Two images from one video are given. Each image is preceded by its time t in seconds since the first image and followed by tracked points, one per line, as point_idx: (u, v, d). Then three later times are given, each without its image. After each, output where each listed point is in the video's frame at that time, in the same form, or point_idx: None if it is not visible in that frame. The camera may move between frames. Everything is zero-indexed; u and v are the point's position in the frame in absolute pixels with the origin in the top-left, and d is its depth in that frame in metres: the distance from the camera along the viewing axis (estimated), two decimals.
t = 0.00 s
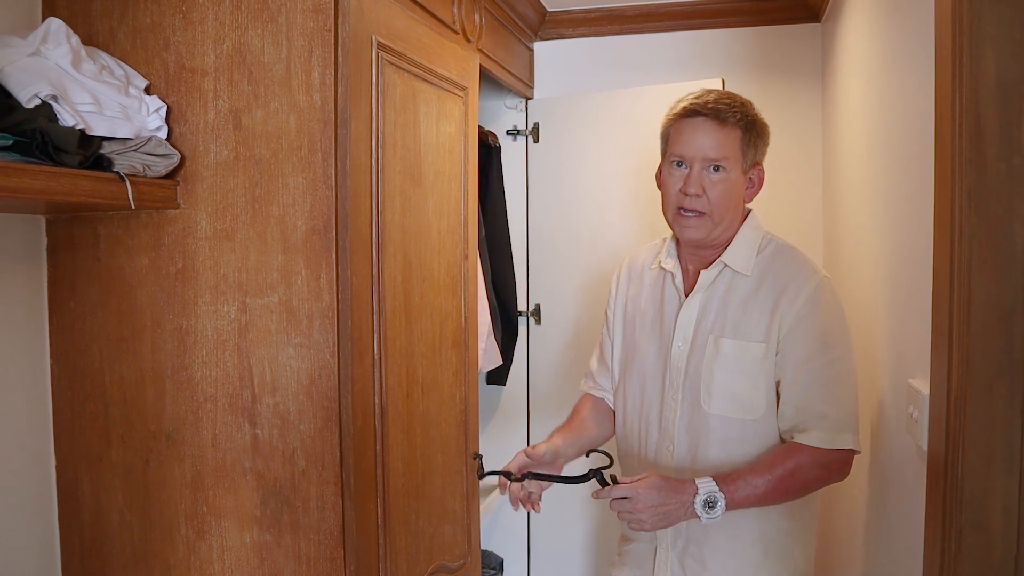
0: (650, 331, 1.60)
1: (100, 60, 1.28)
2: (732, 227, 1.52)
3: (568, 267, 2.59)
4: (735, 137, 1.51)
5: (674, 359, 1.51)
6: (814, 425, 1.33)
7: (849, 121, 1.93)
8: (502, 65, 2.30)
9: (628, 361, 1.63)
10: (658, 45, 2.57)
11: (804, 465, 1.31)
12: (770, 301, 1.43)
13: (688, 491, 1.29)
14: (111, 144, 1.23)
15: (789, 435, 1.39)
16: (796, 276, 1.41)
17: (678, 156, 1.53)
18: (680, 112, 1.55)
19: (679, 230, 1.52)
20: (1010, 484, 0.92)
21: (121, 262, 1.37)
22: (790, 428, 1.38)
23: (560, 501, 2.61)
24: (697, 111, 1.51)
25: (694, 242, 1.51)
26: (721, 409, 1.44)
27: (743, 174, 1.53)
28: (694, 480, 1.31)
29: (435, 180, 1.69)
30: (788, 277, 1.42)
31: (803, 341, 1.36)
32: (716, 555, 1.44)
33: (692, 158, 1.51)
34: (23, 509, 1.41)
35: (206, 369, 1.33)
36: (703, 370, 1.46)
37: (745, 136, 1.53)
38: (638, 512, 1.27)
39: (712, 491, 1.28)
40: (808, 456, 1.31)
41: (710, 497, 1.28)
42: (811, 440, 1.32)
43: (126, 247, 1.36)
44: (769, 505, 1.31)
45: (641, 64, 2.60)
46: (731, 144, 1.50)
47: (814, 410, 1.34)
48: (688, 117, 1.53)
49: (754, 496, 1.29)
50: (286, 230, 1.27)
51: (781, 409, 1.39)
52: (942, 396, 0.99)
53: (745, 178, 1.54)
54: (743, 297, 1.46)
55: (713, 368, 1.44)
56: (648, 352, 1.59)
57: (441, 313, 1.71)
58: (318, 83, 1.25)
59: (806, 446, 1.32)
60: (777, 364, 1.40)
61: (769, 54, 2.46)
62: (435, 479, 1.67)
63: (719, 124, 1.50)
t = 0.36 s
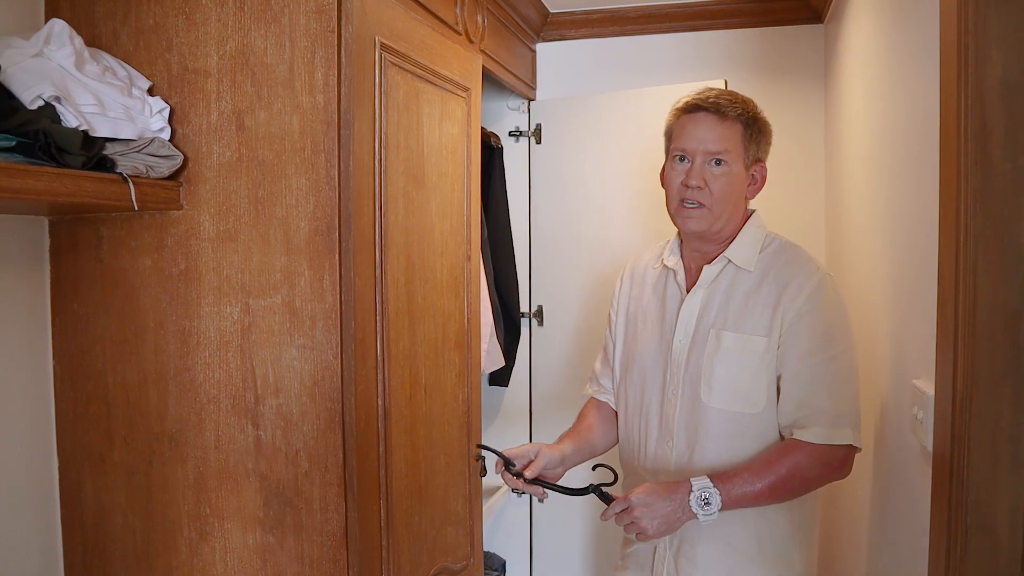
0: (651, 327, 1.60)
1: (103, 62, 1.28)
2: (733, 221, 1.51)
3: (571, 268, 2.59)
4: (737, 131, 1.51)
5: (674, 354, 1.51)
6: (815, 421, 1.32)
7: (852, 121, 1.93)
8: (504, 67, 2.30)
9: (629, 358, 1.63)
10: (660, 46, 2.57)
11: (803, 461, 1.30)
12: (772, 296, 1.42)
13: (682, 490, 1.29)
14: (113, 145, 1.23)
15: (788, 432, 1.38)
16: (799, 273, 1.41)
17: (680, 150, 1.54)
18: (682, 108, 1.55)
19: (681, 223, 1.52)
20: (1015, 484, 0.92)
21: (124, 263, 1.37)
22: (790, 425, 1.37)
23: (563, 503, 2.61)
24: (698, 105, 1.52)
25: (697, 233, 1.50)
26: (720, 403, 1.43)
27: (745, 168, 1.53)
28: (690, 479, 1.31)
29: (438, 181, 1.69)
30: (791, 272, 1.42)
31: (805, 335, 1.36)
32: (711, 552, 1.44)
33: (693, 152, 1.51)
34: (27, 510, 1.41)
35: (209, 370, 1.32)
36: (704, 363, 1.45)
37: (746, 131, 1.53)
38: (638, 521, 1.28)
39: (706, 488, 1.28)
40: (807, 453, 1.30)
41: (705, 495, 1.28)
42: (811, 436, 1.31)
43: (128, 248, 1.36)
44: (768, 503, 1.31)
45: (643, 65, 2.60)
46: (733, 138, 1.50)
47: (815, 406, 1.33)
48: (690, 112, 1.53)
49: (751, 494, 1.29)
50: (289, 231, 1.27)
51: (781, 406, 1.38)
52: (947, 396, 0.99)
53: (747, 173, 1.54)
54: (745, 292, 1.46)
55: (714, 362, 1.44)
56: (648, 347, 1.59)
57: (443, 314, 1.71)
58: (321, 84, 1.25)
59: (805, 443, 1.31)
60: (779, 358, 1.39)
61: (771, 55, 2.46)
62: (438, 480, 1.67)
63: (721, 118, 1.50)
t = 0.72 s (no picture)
0: (654, 325, 1.59)
1: (103, 61, 1.28)
2: (740, 221, 1.51)
3: (572, 268, 2.59)
4: (746, 131, 1.50)
5: (679, 352, 1.50)
6: (820, 420, 1.32)
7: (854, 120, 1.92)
8: (505, 67, 2.30)
9: (632, 356, 1.62)
10: (661, 46, 2.57)
11: (808, 460, 1.29)
12: (778, 295, 1.42)
13: (687, 488, 1.28)
14: (113, 145, 1.22)
15: (792, 432, 1.38)
16: (805, 272, 1.41)
17: (689, 149, 1.53)
18: (692, 106, 1.55)
19: (688, 222, 1.52)
20: (1019, 484, 0.91)
21: (123, 264, 1.36)
22: (794, 424, 1.37)
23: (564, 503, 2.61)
24: (708, 104, 1.51)
25: (704, 233, 1.50)
26: (724, 400, 1.43)
27: (754, 169, 1.52)
28: (694, 477, 1.30)
29: (439, 181, 1.68)
30: (798, 271, 1.42)
31: (811, 334, 1.36)
32: (710, 552, 1.43)
33: (703, 151, 1.51)
34: (27, 511, 1.40)
35: (209, 370, 1.32)
36: (708, 362, 1.45)
37: (756, 131, 1.52)
38: (644, 520, 1.28)
39: (710, 485, 1.27)
40: (813, 452, 1.30)
41: (710, 491, 1.27)
42: (817, 435, 1.30)
43: (128, 248, 1.36)
44: (772, 502, 1.30)
45: (644, 65, 2.59)
46: (742, 138, 1.50)
47: (820, 405, 1.33)
48: (700, 111, 1.53)
49: (756, 492, 1.28)
50: (289, 231, 1.27)
51: (786, 404, 1.38)
52: (951, 395, 0.98)
53: (755, 174, 1.54)
54: (750, 291, 1.45)
55: (718, 360, 1.44)
56: (652, 345, 1.58)
57: (444, 314, 1.70)
58: (321, 83, 1.24)
59: (811, 442, 1.30)
60: (784, 357, 1.38)
61: (773, 55, 2.46)
62: (439, 480, 1.66)
63: (730, 117, 1.50)
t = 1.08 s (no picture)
0: (661, 324, 1.59)
1: (102, 60, 1.27)
2: (747, 221, 1.50)
3: (573, 268, 2.58)
4: (755, 130, 1.50)
5: (682, 351, 1.50)
6: (821, 421, 1.31)
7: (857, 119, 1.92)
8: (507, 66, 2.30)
9: (639, 355, 1.62)
10: (663, 45, 2.56)
11: (806, 464, 1.29)
12: (781, 296, 1.41)
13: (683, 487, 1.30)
14: (113, 144, 1.22)
15: (792, 435, 1.37)
16: (809, 273, 1.40)
17: (699, 146, 1.52)
18: (703, 104, 1.54)
19: (696, 220, 1.52)
20: (1022, 486, 0.91)
21: (123, 263, 1.36)
22: (794, 427, 1.36)
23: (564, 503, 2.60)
24: (719, 102, 1.51)
25: (711, 230, 1.50)
26: (725, 401, 1.42)
27: (762, 169, 1.51)
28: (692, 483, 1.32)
29: (440, 180, 1.68)
30: (804, 273, 1.41)
31: (814, 336, 1.35)
32: (710, 553, 1.43)
33: (712, 148, 1.50)
34: (27, 510, 1.40)
35: (209, 370, 1.32)
36: (710, 362, 1.45)
37: (766, 130, 1.51)
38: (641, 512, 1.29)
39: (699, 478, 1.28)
40: (810, 455, 1.29)
41: (703, 484, 1.27)
42: (815, 438, 1.30)
43: (128, 248, 1.36)
44: (770, 505, 1.29)
45: (645, 64, 2.59)
46: (752, 137, 1.49)
47: (819, 407, 1.32)
48: (711, 108, 1.52)
49: (752, 496, 1.28)
50: (289, 230, 1.26)
51: (787, 406, 1.37)
52: (953, 395, 0.98)
53: (764, 173, 1.53)
54: (754, 292, 1.45)
55: (720, 360, 1.43)
56: (657, 345, 1.58)
57: (445, 313, 1.70)
58: (321, 82, 1.24)
59: (808, 445, 1.30)
60: (786, 358, 1.38)
61: (774, 54, 2.45)
62: (440, 480, 1.66)
63: (741, 116, 1.49)
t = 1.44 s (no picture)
0: (666, 324, 1.60)
1: (103, 60, 1.27)
2: (746, 222, 1.50)
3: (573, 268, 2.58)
4: (744, 132, 1.49)
5: (685, 352, 1.51)
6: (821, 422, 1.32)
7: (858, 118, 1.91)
8: (507, 66, 2.30)
9: (645, 354, 1.63)
10: (663, 44, 2.56)
11: (807, 463, 1.28)
12: (782, 297, 1.41)
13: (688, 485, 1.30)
14: (113, 144, 1.22)
15: (792, 436, 1.37)
16: (811, 273, 1.40)
17: (688, 154, 1.54)
18: (689, 111, 1.55)
19: (692, 226, 1.53)
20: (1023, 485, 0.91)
21: (123, 263, 1.36)
22: (794, 429, 1.36)
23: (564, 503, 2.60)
24: (703, 109, 1.52)
25: (709, 237, 1.51)
26: (726, 403, 1.42)
27: (756, 169, 1.50)
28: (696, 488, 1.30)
29: (440, 179, 1.68)
30: (805, 274, 1.41)
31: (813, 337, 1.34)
32: (711, 553, 1.43)
33: (698, 155, 1.51)
34: (28, 510, 1.40)
35: (209, 369, 1.32)
36: (711, 363, 1.45)
37: (756, 131, 1.50)
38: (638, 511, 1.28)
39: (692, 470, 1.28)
40: (811, 454, 1.28)
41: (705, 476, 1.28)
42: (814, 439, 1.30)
43: (128, 247, 1.36)
44: (769, 503, 1.28)
45: (646, 64, 2.58)
46: (740, 139, 1.49)
47: (818, 407, 1.31)
48: (696, 115, 1.53)
49: (752, 491, 1.27)
50: (289, 230, 1.26)
51: (788, 406, 1.37)
52: (953, 395, 0.97)
53: (760, 174, 1.51)
54: (757, 293, 1.45)
55: (721, 362, 1.43)
56: (661, 346, 1.58)
57: (445, 313, 1.69)
58: (321, 81, 1.24)
59: (810, 443, 1.29)
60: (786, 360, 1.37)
61: (775, 54, 2.45)
62: (440, 480, 1.66)
63: (725, 120, 1.49)
